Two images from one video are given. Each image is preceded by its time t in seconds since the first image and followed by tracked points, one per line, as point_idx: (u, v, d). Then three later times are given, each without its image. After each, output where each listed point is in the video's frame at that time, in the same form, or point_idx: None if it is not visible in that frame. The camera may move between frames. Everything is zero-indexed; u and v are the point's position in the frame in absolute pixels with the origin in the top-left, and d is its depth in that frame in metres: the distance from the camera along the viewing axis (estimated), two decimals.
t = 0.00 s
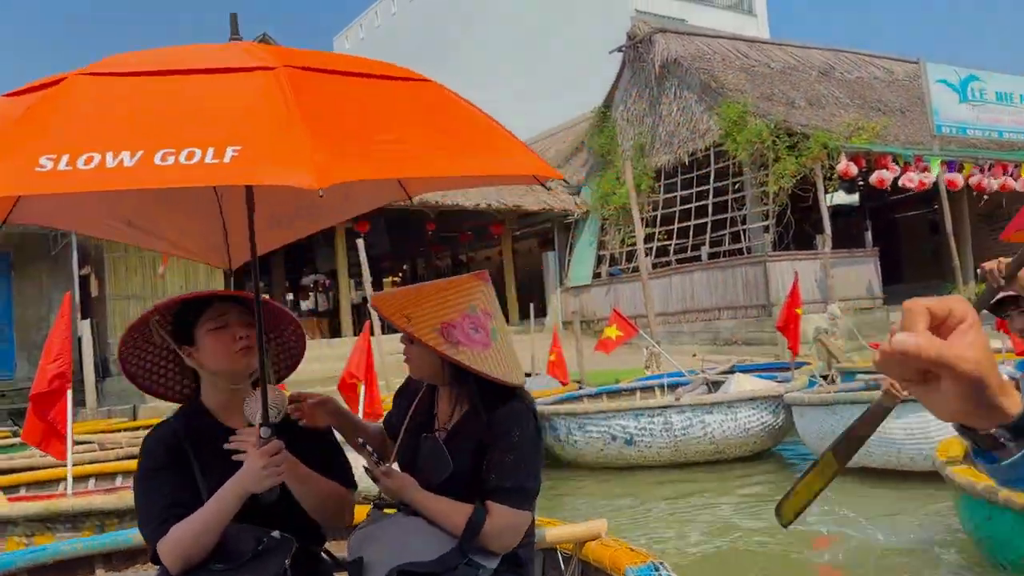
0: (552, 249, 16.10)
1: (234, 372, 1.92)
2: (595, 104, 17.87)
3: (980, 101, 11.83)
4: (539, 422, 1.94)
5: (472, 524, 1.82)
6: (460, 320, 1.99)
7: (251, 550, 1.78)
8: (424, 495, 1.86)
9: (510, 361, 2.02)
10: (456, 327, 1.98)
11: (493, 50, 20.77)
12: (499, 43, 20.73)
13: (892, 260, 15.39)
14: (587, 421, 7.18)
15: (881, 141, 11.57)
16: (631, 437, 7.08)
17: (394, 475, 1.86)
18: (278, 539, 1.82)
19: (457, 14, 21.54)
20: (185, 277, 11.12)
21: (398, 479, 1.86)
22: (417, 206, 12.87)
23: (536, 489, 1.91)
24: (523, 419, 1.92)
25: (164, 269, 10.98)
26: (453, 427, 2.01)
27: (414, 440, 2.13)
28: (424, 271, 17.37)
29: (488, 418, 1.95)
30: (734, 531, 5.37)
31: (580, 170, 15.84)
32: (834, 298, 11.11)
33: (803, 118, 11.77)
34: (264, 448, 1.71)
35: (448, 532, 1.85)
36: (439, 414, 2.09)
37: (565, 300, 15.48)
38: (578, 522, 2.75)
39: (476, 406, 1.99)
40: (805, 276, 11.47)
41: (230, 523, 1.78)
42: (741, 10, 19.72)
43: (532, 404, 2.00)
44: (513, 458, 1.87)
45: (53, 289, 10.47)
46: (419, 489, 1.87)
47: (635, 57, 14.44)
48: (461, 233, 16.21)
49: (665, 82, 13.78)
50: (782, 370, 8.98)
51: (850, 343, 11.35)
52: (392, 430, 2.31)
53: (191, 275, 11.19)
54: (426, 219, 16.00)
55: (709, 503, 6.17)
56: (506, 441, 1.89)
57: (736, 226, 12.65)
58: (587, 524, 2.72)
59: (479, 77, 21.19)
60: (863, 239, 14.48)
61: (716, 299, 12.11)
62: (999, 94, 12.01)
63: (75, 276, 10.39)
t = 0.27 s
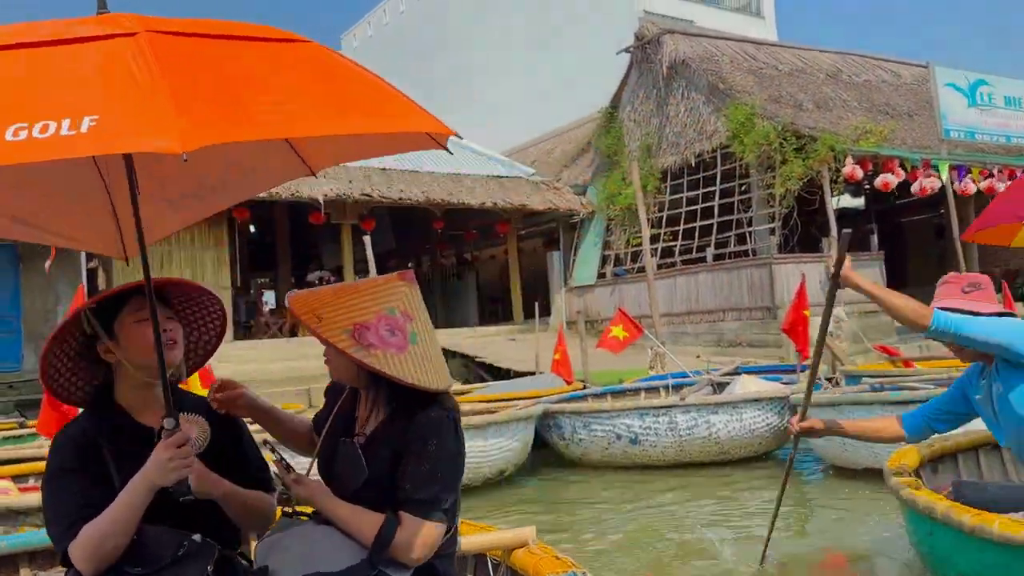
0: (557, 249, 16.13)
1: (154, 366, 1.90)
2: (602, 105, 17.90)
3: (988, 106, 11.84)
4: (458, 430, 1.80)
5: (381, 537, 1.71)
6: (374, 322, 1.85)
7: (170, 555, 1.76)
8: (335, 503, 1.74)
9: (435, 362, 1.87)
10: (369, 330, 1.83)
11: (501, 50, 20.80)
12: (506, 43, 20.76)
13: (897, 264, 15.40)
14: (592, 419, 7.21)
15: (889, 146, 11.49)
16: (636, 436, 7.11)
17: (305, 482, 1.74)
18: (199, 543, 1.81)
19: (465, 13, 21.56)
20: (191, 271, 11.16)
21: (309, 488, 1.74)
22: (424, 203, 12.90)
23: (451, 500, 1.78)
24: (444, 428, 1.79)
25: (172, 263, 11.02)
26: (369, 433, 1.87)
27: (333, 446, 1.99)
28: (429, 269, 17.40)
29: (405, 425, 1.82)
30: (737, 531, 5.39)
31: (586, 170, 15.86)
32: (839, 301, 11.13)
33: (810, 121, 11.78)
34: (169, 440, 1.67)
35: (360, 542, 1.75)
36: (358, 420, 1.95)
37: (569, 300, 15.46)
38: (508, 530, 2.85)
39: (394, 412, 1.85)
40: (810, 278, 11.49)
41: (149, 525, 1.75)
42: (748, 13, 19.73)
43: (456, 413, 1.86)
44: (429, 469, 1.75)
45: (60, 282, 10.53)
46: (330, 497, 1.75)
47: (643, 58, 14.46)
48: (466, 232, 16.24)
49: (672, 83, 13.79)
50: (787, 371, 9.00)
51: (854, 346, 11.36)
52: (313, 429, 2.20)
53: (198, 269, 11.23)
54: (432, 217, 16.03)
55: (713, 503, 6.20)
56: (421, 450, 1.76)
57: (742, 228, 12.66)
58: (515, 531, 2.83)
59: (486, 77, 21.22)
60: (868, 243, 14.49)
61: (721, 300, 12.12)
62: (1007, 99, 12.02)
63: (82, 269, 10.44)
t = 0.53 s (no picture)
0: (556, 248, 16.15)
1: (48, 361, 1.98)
2: (603, 105, 17.91)
3: (989, 112, 11.86)
4: (357, 443, 1.87)
5: (273, 551, 1.78)
6: (268, 331, 1.90)
7: (63, 560, 1.89)
8: (230, 516, 1.83)
9: (338, 371, 1.92)
10: (262, 339, 1.89)
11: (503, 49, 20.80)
12: (509, 42, 20.78)
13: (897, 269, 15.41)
14: (591, 418, 7.23)
15: (889, 150, 11.44)
16: (634, 436, 7.13)
17: (197, 491, 1.86)
18: (93, 548, 1.95)
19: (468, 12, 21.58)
20: (191, 265, 11.19)
21: (203, 496, 1.84)
22: (425, 201, 12.92)
23: (350, 509, 1.84)
24: (341, 440, 1.86)
25: (172, 258, 11.04)
26: (268, 442, 1.92)
27: (231, 451, 1.99)
28: (429, 267, 17.42)
29: (303, 435, 1.88)
30: (730, 531, 5.42)
31: (587, 170, 15.87)
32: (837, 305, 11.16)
33: (811, 124, 11.81)
34: (54, 440, 1.74)
35: (255, 555, 1.82)
36: (258, 425, 1.99)
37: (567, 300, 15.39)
38: (422, 540, 2.66)
39: (294, 422, 1.90)
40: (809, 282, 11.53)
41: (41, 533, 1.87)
42: (751, 16, 19.74)
43: (357, 422, 1.92)
44: (327, 481, 1.82)
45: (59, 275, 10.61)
46: (224, 508, 1.83)
47: (645, 59, 14.49)
48: (467, 230, 16.27)
49: (674, 84, 13.81)
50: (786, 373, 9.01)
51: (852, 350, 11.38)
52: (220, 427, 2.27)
53: (197, 264, 11.27)
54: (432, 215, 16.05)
55: (707, 503, 6.23)
56: (318, 463, 1.83)
57: (742, 230, 12.69)
58: (428, 541, 2.64)
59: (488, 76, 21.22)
60: (868, 247, 14.51)
61: (720, 302, 12.15)
62: (1008, 105, 12.03)
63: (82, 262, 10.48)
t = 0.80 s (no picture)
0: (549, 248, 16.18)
1: None
2: (597, 106, 17.95)
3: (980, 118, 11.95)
4: (223, 450, 1.84)
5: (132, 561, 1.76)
6: (128, 333, 1.87)
7: None
8: (91, 524, 1.82)
9: (206, 375, 1.87)
10: (119, 341, 1.86)
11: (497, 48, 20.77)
12: (503, 41, 20.78)
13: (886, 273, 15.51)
14: (581, 418, 7.25)
15: (881, 155, 11.63)
16: (624, 436, 7.16)
17: (57, 501, 1.85)
18: None
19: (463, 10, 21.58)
20: (182, 259, 11.16)
21: (62, 506, 1.84)
22: (418, 198, 12.91)
23: (214, 518, 1.82)
24: (202, 449, 1.83)
25: (162, 252, 11.02)
26: (135, 449, 1.90)
27: (103, 457, 1.99)
28: (421, 265, 17.44)
29: (171, 443, 1.86)
30: (716, 533, 5.45)
31: (580, 170, 15.90)
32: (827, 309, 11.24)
33: (804, 128, 11.87)
34: None
35: (116, 564, 1.81)
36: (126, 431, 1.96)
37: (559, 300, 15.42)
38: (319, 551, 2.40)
39: (160, 429, 1.88)
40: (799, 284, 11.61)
41: None
42: (746, 19, 19.83)
43: (226, 428, 1.89)
44: (190, 492, 1.80)
45: (48, 268, 10.64)
46: (85, 515, 1.83)
47: (639, 61, 14.53)
48: (460, 229, 16.28)
49: (668, 86, 13.85)
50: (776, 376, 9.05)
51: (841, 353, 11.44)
52: (97, 426, 2.21)
53: (188, 258, 11.25)
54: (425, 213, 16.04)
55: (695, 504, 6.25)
56: (180, 472, 1.81)
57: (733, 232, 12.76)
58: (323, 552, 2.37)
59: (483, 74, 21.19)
60: (859, 252, 14.59)
61: (710, 304, 12.22)
62: (998, 113, 12.14)
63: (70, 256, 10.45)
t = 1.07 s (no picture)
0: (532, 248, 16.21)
1: None
2: (583, 106, 17.99)
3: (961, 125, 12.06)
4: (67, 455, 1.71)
5: None
6: None
7: None
8: None
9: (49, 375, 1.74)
10: None
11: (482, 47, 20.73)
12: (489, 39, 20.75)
13: (865, 278, 15.69)
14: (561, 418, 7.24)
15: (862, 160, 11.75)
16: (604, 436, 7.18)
17: None
18: None
19: (449, 8, 21.55)
20: (161, 254, 11.05)
21: None
22: (402, 196, 12.87)
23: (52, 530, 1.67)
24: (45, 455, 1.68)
25: (142, 247, 10.91)
26: None
27: None
28: (403, 263, 17.41)
29: (7, 446, 1.69)
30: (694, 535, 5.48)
31: (564, 171, 15.92)
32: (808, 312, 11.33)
33: (787, 132, 11.96)
34: None
35: None
36: None
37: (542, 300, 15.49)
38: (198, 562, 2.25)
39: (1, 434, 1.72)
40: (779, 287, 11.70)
41: None
42: (731, 23, 19.95)
43: (71, 432, 1.75)
44: (22, 498, 1.65)
45: (25, 261, 10.54)
46: None
47: (625, 62, 14.56)
48: (443, 227, 16.26)
49: (653, 89, 13.90)
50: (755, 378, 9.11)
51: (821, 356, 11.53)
52: None
53: (168, 253, 11.14)
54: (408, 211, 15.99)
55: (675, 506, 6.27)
56: (16, 480, 1.66)
57: (715, 235, 12.83)
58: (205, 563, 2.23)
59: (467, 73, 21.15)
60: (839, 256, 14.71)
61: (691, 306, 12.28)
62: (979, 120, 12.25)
63: (47, 249, 10.32)
